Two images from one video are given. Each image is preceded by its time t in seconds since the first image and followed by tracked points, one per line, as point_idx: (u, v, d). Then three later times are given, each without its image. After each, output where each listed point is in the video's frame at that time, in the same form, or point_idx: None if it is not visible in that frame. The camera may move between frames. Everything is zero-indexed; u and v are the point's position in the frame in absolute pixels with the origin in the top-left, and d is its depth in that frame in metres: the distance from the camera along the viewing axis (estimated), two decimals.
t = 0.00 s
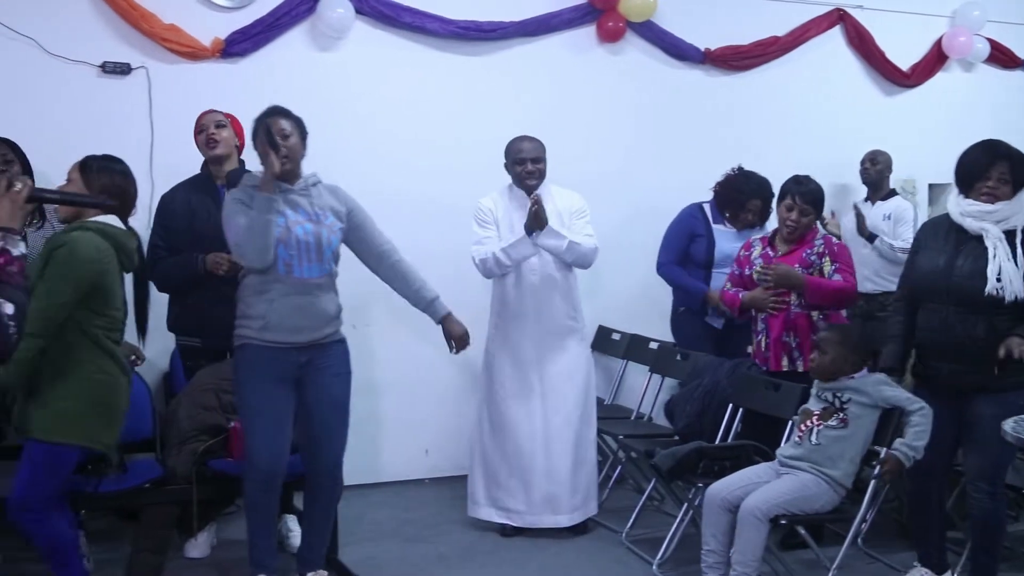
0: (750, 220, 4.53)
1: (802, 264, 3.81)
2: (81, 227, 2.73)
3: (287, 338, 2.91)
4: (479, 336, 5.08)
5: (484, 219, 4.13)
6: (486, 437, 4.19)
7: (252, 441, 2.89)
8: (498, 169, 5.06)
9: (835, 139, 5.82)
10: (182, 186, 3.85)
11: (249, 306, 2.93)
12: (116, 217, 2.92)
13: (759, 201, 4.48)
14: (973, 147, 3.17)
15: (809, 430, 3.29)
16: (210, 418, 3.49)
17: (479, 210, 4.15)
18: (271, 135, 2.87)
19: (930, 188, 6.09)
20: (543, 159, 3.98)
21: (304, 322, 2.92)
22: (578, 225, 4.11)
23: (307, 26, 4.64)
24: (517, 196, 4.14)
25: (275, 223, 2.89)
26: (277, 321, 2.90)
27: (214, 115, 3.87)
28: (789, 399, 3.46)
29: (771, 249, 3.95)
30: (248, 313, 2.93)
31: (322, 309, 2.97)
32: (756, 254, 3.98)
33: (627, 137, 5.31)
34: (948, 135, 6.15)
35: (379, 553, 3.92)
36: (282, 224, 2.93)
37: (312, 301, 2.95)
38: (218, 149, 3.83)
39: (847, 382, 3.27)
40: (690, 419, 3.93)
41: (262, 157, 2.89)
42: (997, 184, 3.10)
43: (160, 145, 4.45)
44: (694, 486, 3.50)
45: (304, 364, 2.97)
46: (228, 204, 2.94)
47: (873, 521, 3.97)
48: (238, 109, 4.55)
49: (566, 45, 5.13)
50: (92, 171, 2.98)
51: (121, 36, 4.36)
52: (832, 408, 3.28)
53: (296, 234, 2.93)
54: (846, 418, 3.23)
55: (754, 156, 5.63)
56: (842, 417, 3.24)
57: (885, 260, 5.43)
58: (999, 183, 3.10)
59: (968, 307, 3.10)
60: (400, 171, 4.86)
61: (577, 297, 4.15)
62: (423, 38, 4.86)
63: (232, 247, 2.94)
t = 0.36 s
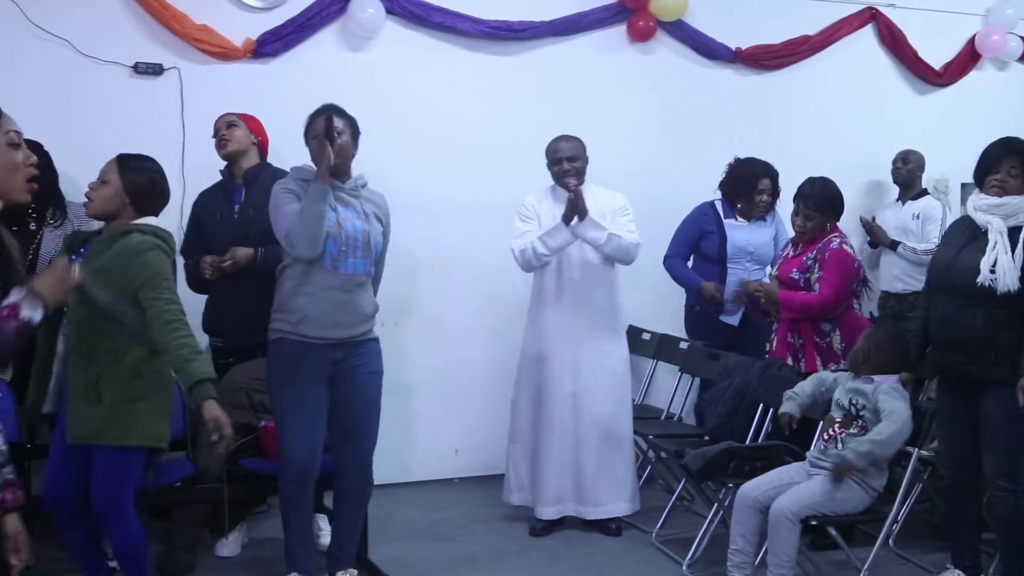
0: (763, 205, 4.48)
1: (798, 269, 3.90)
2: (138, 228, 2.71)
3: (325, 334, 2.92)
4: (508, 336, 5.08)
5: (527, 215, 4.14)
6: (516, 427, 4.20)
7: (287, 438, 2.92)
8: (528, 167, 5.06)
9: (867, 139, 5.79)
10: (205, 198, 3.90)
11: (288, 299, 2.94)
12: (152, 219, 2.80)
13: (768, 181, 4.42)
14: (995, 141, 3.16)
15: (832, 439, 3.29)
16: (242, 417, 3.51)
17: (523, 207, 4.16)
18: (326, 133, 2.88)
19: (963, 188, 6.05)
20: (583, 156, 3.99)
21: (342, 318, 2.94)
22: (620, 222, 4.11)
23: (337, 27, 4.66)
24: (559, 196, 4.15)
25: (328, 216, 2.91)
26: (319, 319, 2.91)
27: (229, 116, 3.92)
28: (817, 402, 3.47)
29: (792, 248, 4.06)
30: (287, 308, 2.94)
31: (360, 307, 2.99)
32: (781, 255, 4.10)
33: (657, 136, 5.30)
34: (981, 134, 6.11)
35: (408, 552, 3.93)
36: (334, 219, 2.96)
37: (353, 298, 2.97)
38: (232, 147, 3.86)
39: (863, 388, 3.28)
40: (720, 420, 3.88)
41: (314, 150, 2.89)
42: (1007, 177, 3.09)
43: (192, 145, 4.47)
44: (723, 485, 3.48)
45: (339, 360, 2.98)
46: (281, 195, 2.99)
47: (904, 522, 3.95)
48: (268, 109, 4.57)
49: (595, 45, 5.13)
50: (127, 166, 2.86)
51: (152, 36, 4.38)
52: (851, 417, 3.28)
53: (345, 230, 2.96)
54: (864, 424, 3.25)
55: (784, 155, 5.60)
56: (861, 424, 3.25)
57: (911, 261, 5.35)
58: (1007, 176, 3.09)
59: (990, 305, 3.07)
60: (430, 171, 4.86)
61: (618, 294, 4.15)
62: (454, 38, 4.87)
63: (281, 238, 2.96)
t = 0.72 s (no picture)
0: (776, 189, 4.59)
1: (814, 272, 3.92)
2: (189, 224, 2.79)
3: (339, 331, 2.92)
4: (536, 336, 5.07)
5: (575, 208, 4.08)
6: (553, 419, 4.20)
7: (315, 438, 2.93)
8: (557, 167, 5.05)
9: (898, 138, 5.76)
10: (262, 194, 3.91)
11: (300, 292, 2.96)
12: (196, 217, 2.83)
13: (773, 167, 4.57)
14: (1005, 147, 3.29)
15: (855, 447, 3.26)
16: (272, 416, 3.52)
17: (572, 200, 4.10)
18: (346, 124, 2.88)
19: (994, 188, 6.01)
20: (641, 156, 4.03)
21: (351, 313, 2.93)
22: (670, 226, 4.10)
23: (366, 27, 4.67)
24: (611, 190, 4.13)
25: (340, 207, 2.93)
26: (330, 313, 2.91)
27: (287, 115, 3.91)
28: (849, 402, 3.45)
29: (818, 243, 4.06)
30: (300, 299, 2.95)
31: (371, 303, 2.98)
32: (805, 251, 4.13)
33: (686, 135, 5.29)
34: (1013, 133, 6.07)
35: (437, 552, 3.93)
36: (346, 213, 2.97)
37: (365, 294, 2.96)
38: (287, 149, 3.85)
39: (881, 396, 3.23)
40: (750, 421, 3.84)
41: (333, 135, 2.89)
42: (1011, 177, 3.21)
43: (221, 145, 4.49)
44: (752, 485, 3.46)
45: (351, 360, 2.98)
46: (298, 189, 3.02)
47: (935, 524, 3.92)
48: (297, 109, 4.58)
49: (624, 44, 5.12)
50: (171, 164, 2.88)
51: (182, 37, 4.40)
52: (871, 425, 3.23)
53: (358, 225, 2.96)
54: (883, 435, 3.20)
55: (814, 154, 5.58)
56: (881, 434, 3.20)
57: (941, 261, 5.31)
58: (1010, 176, 3.22)
59: (1010, 309, 3.08)
60: (459, 172, 4.87)
61: (660, 298, 4.15)
62: (483, 38, 4.87)
63: (292, 228, 2.98)
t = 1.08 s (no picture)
0: (800, 180, 4.64)
1: (870, 269, 3.88)
2: (209, 216, 2.84)
3: (354, 330, 2.95)
4: (570, 335, 5.07)
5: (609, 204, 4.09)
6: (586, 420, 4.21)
7: (348, 436, 2.95)
8: (589, 166, 5.04)
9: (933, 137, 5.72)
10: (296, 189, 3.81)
11: (320, 292, 3.00)
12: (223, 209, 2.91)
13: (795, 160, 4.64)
14: None
15: (889, 452, 3.23)
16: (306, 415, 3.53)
17: (605, 197, 4.10)
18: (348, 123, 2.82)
19: None
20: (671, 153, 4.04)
21: (364, 313, 2.95)
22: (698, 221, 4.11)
23: (400, 27, 4.68)
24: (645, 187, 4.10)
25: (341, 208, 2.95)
26: (342, 313, 2.94)
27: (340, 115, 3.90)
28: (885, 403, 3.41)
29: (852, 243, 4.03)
30: (320, 301, 3.00)
31: (385, 301, 2.98)
32: (835, 245, 4.07)
33: (720, 135, 5.27)
34: None
35: (471, 551, 3.94)
36: (351, 213, 2.98)
37: (378, 292, 2.97)
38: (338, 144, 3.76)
39: (913, 400, 3.20)
40: (784, 421, 3.84)
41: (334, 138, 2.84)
42: None
43: (256, 145, 4.51)
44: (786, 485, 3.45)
45: (370, 359, 2.98)
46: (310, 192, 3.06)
47: (972, 526, 3.89)
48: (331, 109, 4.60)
49: (657, 43, 5.11)
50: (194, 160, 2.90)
51: (217, 38, 4.43)
52: (905, 428, 3.21)
53: (362, 224, 2.97)
54: (920, 438, 3.17)
55: (849, 153, 5.55)
56: (916, 438, 3.18)
57: (978, 262, 5.28)
58: None
59: None
60: (492, 171, 4.87)
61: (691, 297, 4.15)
62: (516, 38, 4.87)
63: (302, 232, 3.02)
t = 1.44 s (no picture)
0: (832, 180, 4.61)
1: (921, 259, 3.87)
2: (223, 214, 2.81)
3: (389, 331, 2.95)
4: (595, 335, 5.06)
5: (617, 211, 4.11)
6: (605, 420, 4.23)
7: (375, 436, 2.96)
8: (615, 166, 5.04)
9: (961, 136, 5.69)
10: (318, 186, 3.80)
11: (357, 294, 3.02)
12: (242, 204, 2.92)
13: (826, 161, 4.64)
14: None
15: (921, 448, 3.24)
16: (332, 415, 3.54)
17: (612, 201, 4.13)
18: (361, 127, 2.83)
19: None
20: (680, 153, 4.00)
21: (401, 312, 2.95)
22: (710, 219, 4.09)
23: (426, 28, 4.69)
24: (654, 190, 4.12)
25: (365, 212, 2.98)
26: (376, 312, 2.96)
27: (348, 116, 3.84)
28: (912, 405, 3.39)
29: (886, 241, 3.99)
30: (356, 303, 3.02)
31: (419, 298, 2.97)
32: (868, 248, 4.01)
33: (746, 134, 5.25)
34: None
35: (496, 551, 3.94)
36: (376, 215, 3.00)
37: (411, 291, 2.97)
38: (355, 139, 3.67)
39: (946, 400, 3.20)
40: (810, 421, 3.81)
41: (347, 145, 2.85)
42: None
43: (282, 146, 4.52)
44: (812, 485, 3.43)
45: (405, 360, 2.98)
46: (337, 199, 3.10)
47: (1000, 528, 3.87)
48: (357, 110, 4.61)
49: (684, 43, 5.10)
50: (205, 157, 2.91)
51: (244, 39, 4.45)
52: (936, 427, 3.21)
53: (388, 225, 2.98)
54: (948, 438, 3.16)
55: (876, 153, 5.52)
56: (944, 438, 3.17)
57: (1011, 263, 5.28)
58: None
59: None
60: (518, 171, 4.87)
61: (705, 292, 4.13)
62: (542, 38, 4.87)
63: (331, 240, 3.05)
